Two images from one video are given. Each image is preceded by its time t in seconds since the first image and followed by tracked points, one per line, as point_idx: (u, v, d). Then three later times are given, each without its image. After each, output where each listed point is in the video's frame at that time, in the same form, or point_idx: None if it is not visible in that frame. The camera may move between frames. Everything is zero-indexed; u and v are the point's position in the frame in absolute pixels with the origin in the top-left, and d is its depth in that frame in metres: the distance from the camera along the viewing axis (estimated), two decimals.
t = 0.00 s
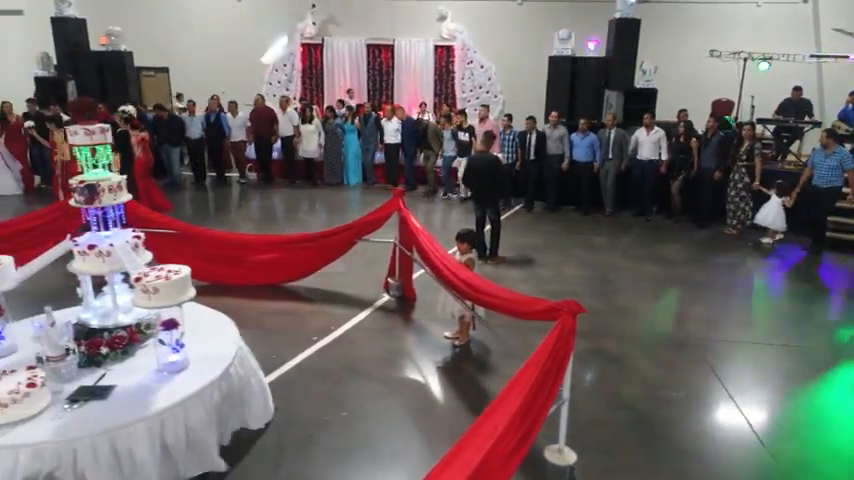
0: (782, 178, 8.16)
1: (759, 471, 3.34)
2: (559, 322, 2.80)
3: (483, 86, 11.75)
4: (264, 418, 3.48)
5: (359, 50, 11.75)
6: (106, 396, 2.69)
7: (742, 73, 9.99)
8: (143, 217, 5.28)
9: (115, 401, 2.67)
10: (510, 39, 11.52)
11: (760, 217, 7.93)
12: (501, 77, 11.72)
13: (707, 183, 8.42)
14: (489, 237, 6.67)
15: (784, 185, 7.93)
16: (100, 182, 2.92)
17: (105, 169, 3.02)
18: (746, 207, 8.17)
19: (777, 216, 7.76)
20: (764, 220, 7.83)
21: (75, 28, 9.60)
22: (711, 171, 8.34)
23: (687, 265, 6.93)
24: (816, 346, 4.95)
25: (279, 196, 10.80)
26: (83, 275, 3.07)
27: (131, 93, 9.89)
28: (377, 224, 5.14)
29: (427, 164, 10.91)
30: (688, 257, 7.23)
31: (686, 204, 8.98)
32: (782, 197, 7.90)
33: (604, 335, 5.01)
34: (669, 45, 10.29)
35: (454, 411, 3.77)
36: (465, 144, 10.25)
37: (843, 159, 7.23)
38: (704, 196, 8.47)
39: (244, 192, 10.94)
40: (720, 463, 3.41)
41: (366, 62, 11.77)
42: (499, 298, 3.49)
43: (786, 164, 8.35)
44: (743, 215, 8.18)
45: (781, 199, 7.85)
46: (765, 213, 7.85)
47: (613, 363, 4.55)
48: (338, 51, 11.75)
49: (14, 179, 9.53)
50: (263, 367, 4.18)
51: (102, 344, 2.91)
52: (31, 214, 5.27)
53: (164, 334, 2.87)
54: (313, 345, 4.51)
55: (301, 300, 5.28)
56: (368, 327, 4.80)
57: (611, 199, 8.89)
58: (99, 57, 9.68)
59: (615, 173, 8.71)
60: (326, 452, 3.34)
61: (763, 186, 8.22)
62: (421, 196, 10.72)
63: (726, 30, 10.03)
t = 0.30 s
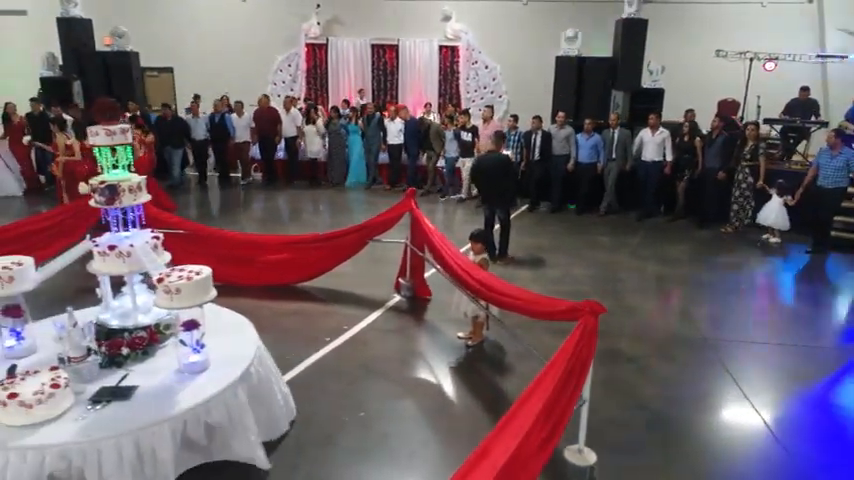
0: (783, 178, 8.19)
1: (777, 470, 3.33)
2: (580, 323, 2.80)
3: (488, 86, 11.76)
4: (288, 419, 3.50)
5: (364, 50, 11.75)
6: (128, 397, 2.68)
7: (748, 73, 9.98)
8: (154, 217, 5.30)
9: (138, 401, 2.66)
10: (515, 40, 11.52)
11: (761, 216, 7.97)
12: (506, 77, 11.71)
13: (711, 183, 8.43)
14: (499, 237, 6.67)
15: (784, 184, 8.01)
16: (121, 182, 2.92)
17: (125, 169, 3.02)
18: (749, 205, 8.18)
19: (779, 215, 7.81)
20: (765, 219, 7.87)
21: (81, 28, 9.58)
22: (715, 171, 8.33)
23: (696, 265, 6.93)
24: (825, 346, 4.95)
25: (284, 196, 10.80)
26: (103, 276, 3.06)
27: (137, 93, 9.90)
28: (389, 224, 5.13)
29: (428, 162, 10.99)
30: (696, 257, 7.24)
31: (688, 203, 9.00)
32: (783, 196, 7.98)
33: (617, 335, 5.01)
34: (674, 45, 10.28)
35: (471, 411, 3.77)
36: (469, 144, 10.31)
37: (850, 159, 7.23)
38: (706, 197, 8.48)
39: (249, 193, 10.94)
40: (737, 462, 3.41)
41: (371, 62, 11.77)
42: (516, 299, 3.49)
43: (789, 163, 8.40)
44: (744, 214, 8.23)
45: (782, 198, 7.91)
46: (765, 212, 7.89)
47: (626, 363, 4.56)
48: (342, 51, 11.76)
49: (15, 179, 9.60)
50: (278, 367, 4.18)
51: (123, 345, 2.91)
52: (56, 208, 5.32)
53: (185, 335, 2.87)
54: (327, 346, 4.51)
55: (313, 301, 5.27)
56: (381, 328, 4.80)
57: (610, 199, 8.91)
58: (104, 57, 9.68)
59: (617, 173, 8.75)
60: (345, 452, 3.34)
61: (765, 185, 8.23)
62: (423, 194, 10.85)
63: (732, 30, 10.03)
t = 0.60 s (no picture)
0: (784, 178, 8.22)
1: (795, 471, 3.34)
2: (600, 324, 2.80)
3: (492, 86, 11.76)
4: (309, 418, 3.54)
5: (368, 50, 11.75)
6: (149, 398, 2.68)
7: (753, 73, 9.97)
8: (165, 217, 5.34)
9: (159, 402, 2.67)
10: (520, 40, 11.52)
11: (765, 216, 8.02)
12: (510, 77, 11.71)
13: (715, 183, 8.46)
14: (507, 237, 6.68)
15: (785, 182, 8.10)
16: (140, 183, 2.92)
17: (143, 170, 3.01)
18: (752, 206, 8.16)
19: (783, 214, 7.87)
20: (769, 219, 7.93)
21: (87, 28, 9.56)
22: (718, 172, 8.37)
23: (705, 265, 6.92)
24: (836, 345, 4.95)
25: (289, 197, 10.80)
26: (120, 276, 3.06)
27: (142, 93, 9.89)
28: (399, 225, 5.14)
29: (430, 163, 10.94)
30: (703, 257, 7.24)
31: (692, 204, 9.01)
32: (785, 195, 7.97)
33: (628, 335, 5.02)
34: (679, 45, 10.27)
35: (486, 411, 3.78)
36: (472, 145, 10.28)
37: None
38: (711, 197, 8.54)
39: (254, 193, 10.93)
40: (756, 462, 3.42)
41: (375, 62, 11.79)
42: (531, 300, 3.49)
43: (791, 163, 8.45)
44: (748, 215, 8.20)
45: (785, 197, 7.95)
46: (770, 211, 7.94)
47: (638, 363, 4.56)
48: (347, 51, 11.77)
49: (9, 183, 9.61)
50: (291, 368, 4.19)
51: (141, 345, 2.91)
52: (69, 208, 5.28)
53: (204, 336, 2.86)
54: (338, 346, 4.51)
55: (323, 301, 5.28)
56: (392, 328, 4.81)
57: (615, 200, 8.93)
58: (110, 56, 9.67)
59: (622, 173, 8.76)
60: (362, 453, 3.35)
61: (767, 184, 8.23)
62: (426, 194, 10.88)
63: (737, 30, 10.01)
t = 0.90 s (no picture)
0: (783, 177, 8.25)
1: (813, 470, 3.37)
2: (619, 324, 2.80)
3: (496, 86, 11.76)
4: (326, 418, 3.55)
5: (372, 51, 11.76)
6: (169, 398, 2.68)
7: (758, 73, 9.97)
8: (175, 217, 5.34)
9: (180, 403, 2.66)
10: (524, 40, 11.53)
11: (766, 216, 8.04)
12: (514, 77, 11.72)
13: (718, 183, 8.45)
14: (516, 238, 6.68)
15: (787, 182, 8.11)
16: (158, 184, 2.92)
17: (161, 170, 3.01)
18: (754, 205, 8.18)
19: (785, 215, 7.88)
20: (771, 219, 7.95)
21: (93, 28, 9.56)
22: (722, 170, 8.34)
23: (713, 265, 6.93)
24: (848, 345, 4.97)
25: (294, 197, 10.81)
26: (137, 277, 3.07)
27: (148, 94, 9.89)
28: (410, 226, 5.14)
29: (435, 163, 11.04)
30: (708, 257, 7.26)
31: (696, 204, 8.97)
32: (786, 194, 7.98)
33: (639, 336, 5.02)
34: (684, 44, 10.26)
35: (501, 411, 3.78)
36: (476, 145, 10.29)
37: None
38: (716, 197, 8.51)
39: (258, 194, 10.94)
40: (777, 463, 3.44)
41: (379, 63, 11.79)
42: (547, 300, 3.50)
43: (796, 163, 8.42)
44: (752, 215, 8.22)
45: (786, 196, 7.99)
46: (770, 211, 7.96)
47: (649, 365, 4.59)
48: (351, 52, 11.78)
49: (9, 184, 9.66)
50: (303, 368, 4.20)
51: (160, 346, 2.90)
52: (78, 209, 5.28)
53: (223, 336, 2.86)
54: (350, 347, 4.52)
55: (333, 301, 5.29)
56: (404, 329, 4.81)
57: (620, 200, 8.91)
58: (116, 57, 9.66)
59: (626, 174, 8.74)
60: (378, 453, 3.36)
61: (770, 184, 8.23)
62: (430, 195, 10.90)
63: (741, 30, 10.02)
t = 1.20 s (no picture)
0: (786, 176, 8.28)
1: (828, 472, 3.39)
2: (637, 325, 2.80)
3: (500, 86, 11.76)
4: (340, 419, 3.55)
5: (376, 51, 11.76)
6: (189, 399, 2.68)
7: (763, 73, 9.95)
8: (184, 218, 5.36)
9: (199, 404, 2.67)
10: (527, 41, 11.52)
11: (769, 217, 8.04)
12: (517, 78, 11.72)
13: (723, 183, 8.47)
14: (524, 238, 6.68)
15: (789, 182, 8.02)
16: (176, 184, 2.93)
17: (179, 172, 3.02)
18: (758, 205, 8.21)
19: (788, 215, 7.89)
20: (775, 220, 7.94)
21: (98, 29, 9.55)
22: (727, 171, 8.37)
23: (721, 265, 6.92)
24: None
25: (299, 197, 10.80)
26: (154, 278, 3.07)
27: (153, 94, 9.89)
28: (420, 226, 5.13)
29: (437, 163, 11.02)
30: (715, 257, 7.27)
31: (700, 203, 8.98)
32: (788, 193, 7.98)
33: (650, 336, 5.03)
34: (689, 44, 10.24)
35: (515, 410, 3.79)
36: (480, 144, 10.30)
37: None
38: (722, 197, 8.53)
39: (263, 194, 10.94)
40: (788, 467, 3.45)
41: (383, 63, 11.79)
42: (561, 301, 3.50)
43: (801, 163, 8.40)
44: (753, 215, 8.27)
45: (787, 196, 7.97)
46: (774, 212, 7.96)
47: (661, 365, 4.61)
48: (354, 52, 11.77)
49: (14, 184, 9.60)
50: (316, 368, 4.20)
51: (177, 347, 2.91)
52: (90, 208, 5.31)
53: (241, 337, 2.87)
54: (361, 347, 4.53)
55: (343, 301, 5.30)
56: (415, 329, 4.82)
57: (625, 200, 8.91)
58: (122, 58, 9.66)
59: (630, 173, 8.75)
60: (394, 453, 3.37)
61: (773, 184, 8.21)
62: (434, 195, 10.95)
63: (746, 31, 10.00)
